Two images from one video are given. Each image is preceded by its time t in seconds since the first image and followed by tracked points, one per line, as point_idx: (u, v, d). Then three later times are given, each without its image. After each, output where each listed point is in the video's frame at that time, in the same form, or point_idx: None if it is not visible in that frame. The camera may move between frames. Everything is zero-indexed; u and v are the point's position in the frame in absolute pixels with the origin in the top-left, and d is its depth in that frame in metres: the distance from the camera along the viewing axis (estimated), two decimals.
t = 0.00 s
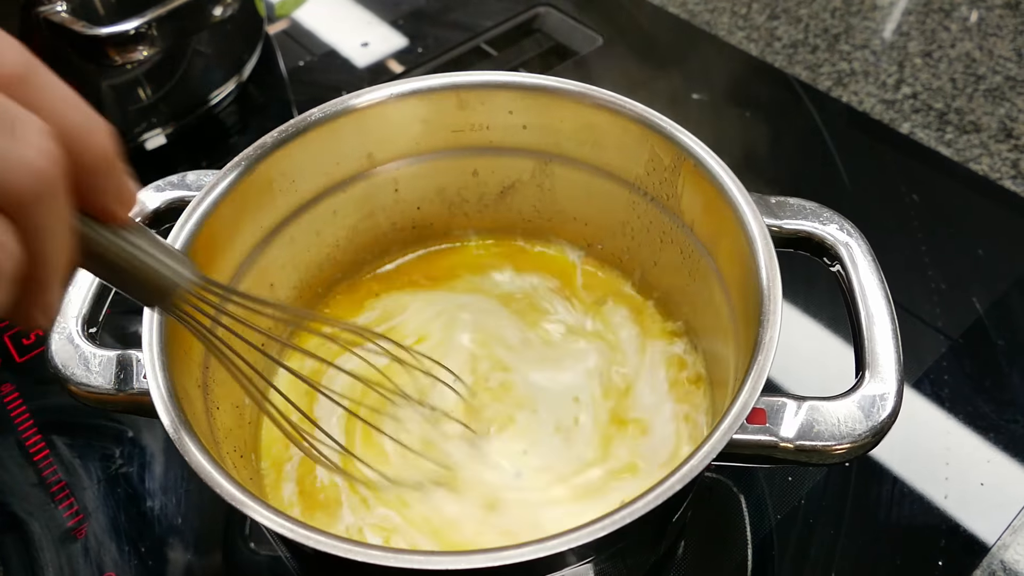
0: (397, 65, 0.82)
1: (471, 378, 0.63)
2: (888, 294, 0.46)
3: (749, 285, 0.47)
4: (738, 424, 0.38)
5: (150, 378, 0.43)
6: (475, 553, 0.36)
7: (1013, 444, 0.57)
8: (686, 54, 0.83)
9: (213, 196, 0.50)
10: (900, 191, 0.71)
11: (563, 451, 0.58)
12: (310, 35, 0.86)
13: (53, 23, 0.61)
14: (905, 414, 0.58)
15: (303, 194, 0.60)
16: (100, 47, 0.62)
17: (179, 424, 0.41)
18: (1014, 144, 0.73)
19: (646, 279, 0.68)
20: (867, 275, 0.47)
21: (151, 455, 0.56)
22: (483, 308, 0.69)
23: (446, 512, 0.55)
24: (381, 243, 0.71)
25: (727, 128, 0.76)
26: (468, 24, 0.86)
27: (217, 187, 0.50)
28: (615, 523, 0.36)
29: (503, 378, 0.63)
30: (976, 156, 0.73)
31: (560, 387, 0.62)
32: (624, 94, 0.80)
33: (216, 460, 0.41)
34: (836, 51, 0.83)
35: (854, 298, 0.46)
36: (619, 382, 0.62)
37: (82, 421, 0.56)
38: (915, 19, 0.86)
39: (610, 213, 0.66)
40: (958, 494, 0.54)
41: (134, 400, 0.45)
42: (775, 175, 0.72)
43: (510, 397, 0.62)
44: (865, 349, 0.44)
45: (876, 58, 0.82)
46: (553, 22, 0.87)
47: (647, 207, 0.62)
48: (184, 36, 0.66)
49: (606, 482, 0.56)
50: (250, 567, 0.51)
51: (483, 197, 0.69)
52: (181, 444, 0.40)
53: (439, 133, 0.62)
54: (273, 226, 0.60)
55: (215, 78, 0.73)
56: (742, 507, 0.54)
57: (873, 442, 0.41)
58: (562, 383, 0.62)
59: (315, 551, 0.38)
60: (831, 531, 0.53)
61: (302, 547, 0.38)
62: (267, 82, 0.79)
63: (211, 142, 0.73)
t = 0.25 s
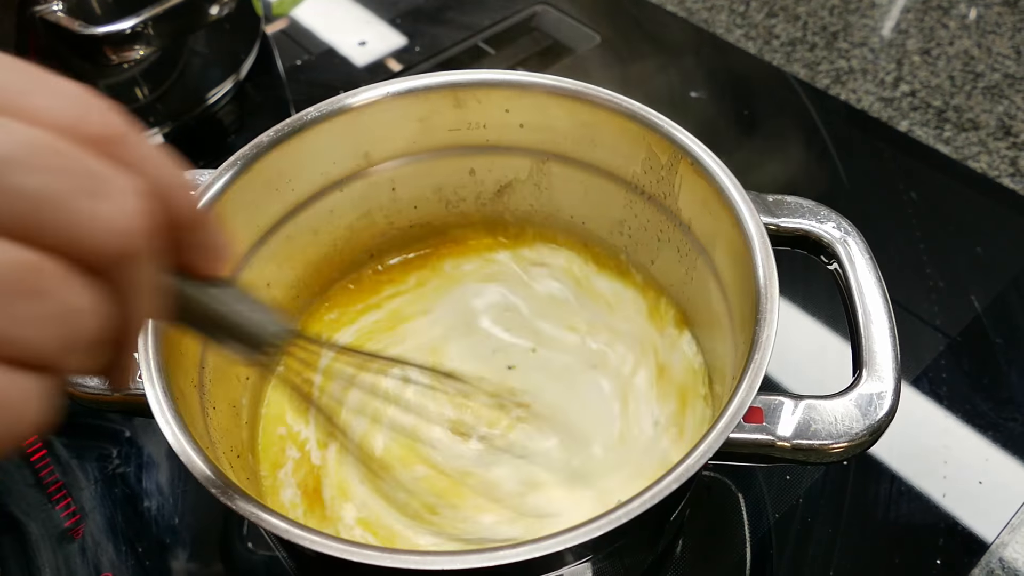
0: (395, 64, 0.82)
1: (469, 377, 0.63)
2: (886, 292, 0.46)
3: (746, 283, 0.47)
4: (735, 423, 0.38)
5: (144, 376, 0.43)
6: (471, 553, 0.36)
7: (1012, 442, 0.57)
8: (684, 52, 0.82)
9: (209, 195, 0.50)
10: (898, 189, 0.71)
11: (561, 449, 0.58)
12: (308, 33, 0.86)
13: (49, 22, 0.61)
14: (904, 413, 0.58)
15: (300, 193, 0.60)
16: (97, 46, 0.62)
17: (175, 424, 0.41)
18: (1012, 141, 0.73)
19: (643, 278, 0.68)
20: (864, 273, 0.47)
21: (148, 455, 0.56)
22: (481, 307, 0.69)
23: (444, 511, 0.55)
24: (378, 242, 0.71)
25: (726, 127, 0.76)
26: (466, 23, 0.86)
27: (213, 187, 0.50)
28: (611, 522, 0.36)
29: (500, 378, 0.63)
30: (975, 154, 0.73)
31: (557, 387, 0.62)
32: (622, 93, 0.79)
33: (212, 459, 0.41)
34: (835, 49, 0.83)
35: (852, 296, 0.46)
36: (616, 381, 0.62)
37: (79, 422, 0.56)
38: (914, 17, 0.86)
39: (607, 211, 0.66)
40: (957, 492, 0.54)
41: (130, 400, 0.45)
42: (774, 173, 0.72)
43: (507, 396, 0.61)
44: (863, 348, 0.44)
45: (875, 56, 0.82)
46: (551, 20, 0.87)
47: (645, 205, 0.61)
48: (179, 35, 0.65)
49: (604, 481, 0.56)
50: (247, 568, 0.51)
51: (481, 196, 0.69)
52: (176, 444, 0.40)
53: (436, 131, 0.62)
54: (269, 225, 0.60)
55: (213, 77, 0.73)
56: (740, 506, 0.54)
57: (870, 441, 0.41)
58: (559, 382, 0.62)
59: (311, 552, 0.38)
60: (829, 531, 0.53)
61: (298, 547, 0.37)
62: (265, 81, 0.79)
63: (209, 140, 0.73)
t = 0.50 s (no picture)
0: (395, 63, 0.82)
1: (468, 376, 0.63)
2: (885, 292, 0.46)
3: (746, 283, 0.47)
4: (734, 423, 0.38)
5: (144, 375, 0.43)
6: (471, 553, 0.36)
7: (1011, 441, 0.57)
8: (684, 51, 0.82)
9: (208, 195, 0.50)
10: (898, 188, 0.71)
11: (560, 449, 0.58)
12: (308, 32, 0.85)
13: (49, 22, 0.61)
14: (903, 412, 0.58)
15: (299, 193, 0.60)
16: (98, 45, 0.62)
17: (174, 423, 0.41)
18: (1012, 141, 0.73)
19: (643, 278, 0.68)
20: (864, 274, 0.47)
21: (148, 454, 0.56)
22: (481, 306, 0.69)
23: (444, 511, 0.55)
24: (378, 242, 0.71)
25: (726, 126, 0.76)
26: (466, 22, 0.86)
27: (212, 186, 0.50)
28: (611, 522, 0.36)
29: (500, 377, 0.63)
30: (975, 153, 0.73)
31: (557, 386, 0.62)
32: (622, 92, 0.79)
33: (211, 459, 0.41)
34: (835, 49, 0.83)
35: (851, 296, 0.46)
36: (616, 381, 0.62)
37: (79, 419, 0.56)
38: (914, 16, 0.86)
39: (607, 211, 0.66)
40: (956, 492, 0.54)
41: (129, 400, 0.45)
42: (774, 173, 0.72)
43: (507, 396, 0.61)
44: (863, 348, 0.44)
45: (875, 56, 0.82)
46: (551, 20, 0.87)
47: (645, 205, 0.61)
48: (179, 32, 0.65)
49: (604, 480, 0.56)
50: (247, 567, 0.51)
51: (480, 196, 0.69)
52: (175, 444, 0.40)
53: (436, 131, 0.62)
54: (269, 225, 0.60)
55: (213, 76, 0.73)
56: (740, 506, 0.54)
57: (869, 440, 0.41)
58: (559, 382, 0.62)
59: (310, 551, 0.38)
60: (829, 530, 0.53)
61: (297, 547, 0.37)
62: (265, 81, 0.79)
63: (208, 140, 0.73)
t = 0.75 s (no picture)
0: (396, 62, 0.82)
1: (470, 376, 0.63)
2: (887, 292, 0.46)
3: (748, 283, 0.47)
4: (736, 423, 0.38)
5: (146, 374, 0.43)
6: (473, 552, 0.36)
7: (1012, 441, 0.57)
8: (685, 51, 0.82)
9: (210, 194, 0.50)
10: (899, 188, 0.71)
11: (561, 449, 0.58)
12: (309, 31, 0.85)
13: (50, 20, 0.61)
14: (904, 412, 0.58)
15: (300, 192, 0.60)
16: (100, 44, 0.62)
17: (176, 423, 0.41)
18: (1013, 141, 0.73)
19: (643, 277, 0.68)
20: (866, 274, 0.47)
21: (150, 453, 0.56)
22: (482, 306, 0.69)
23: (445, 511, 0.55)
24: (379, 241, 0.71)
25: (727, 125, 0.76)
26: (467, 21, 0.86)
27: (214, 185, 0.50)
28: (613, 522, 0.36)
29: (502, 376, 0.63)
30: (975, 153, 0.73)
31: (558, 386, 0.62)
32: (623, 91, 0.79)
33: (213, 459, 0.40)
34: (835, 49, 0.83)
35: (853, 296, 0.46)
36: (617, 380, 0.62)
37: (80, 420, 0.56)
38: (915, 16, 0.86)
39: (608, 210, 0.66)
40: (957, 492, 0.54)
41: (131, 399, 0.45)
42: (775, 172, 0.72)
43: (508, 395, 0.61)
44: (865, 348, 0.44)
45: (875, 55, 0.82)
46: (551, 20, 0.87)
47: (646, 204, 0.62)
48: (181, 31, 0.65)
49: (605, 480, 0.56)
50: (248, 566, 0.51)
51: (481, 195, 0.69)
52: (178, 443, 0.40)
53: (437, 131, 0.62)
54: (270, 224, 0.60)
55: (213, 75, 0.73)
56: (741, 506, 0.54)
57: (871, 441, 0.41)
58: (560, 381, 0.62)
59: (311, 551, 0.38)
60: (830, 530, 0.53)
61: (299, 546, 0.37)
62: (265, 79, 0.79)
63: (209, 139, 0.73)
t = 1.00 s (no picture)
0: (396, 63, 0.82)
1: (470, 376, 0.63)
2: (886, 293, 0.46)
3: (747, 284, 0.47)
4: (736, 424, 0.39)
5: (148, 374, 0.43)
6: (473, 552, 0.36)
7: (1010, 441, 0.57)
8: (685, 51, 0.83)
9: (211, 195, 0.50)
10: (898, 188, 0.71)
11: (561, 449, 0.58)
12: (309, 31, 0.86)
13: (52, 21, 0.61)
14: (903, 412, 0.58)
15: (301, 193, 0.60)
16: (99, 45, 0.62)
17: (178, 424, 0.41)
18: (1011, 141, 0.74)
19: (643, 277, 0.68)
20: (865, 275, 0.47)
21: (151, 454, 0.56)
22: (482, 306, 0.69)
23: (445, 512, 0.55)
24: (379, 242, 0.71)
25: (726, 125, 0.76)
26: (467, 22, 0.86)
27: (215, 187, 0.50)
28: (613, 522, 0.36)
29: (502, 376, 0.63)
30: (974, 154, 0.73)
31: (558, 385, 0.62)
32: (622, 91, 0.80)
33: (215, 459, 0.41)
34: (834, 49, 0.83)
35: (852, 297, 0.46)
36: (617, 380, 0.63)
37: (83, 420, 0.57)
38: (914, 16, 0.86)
39: (607, 211, 0.66)
40: (955, 491, 0.55)
41: (133, 400, 0.45)
42: (774, 173, 0.72)
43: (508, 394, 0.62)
44: (863, 349, 0.44)
45: (875, 56, 0.82)
46: (551, 20, 0.87)
47: (645, 205, 0.62)
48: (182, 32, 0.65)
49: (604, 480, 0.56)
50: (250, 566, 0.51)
51: (481, 196, 0.70)
52: (179, 444, 0.40)
53: (437, 132, 0.62)
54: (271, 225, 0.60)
55: (214, 76, 0.73)
56: (740, 505, 0.55)
57: (870, 441, 0.41)
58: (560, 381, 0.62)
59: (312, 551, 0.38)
60: (829, 530, 0.53)
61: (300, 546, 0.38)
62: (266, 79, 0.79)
63: (210, 138, 0.73)
